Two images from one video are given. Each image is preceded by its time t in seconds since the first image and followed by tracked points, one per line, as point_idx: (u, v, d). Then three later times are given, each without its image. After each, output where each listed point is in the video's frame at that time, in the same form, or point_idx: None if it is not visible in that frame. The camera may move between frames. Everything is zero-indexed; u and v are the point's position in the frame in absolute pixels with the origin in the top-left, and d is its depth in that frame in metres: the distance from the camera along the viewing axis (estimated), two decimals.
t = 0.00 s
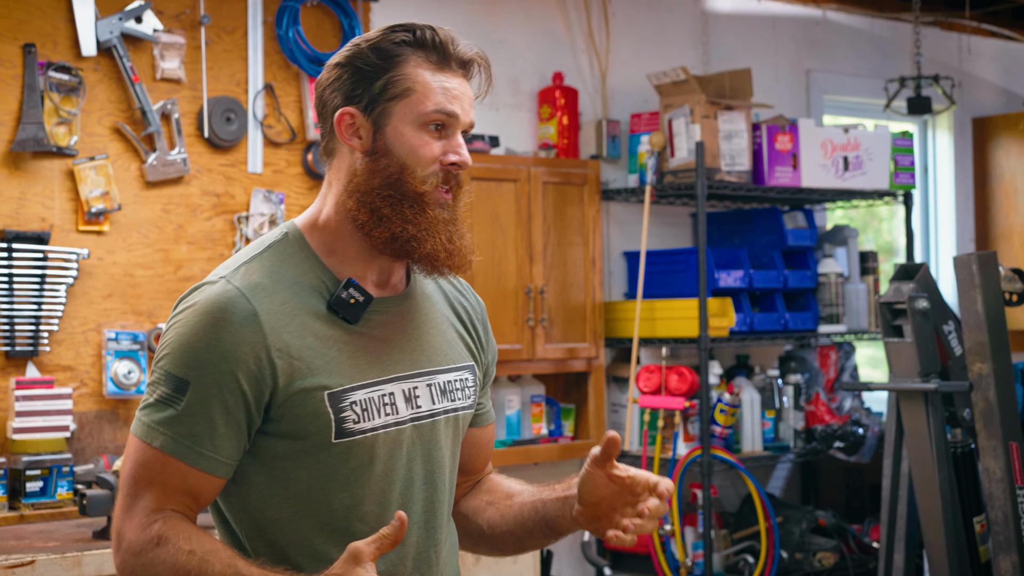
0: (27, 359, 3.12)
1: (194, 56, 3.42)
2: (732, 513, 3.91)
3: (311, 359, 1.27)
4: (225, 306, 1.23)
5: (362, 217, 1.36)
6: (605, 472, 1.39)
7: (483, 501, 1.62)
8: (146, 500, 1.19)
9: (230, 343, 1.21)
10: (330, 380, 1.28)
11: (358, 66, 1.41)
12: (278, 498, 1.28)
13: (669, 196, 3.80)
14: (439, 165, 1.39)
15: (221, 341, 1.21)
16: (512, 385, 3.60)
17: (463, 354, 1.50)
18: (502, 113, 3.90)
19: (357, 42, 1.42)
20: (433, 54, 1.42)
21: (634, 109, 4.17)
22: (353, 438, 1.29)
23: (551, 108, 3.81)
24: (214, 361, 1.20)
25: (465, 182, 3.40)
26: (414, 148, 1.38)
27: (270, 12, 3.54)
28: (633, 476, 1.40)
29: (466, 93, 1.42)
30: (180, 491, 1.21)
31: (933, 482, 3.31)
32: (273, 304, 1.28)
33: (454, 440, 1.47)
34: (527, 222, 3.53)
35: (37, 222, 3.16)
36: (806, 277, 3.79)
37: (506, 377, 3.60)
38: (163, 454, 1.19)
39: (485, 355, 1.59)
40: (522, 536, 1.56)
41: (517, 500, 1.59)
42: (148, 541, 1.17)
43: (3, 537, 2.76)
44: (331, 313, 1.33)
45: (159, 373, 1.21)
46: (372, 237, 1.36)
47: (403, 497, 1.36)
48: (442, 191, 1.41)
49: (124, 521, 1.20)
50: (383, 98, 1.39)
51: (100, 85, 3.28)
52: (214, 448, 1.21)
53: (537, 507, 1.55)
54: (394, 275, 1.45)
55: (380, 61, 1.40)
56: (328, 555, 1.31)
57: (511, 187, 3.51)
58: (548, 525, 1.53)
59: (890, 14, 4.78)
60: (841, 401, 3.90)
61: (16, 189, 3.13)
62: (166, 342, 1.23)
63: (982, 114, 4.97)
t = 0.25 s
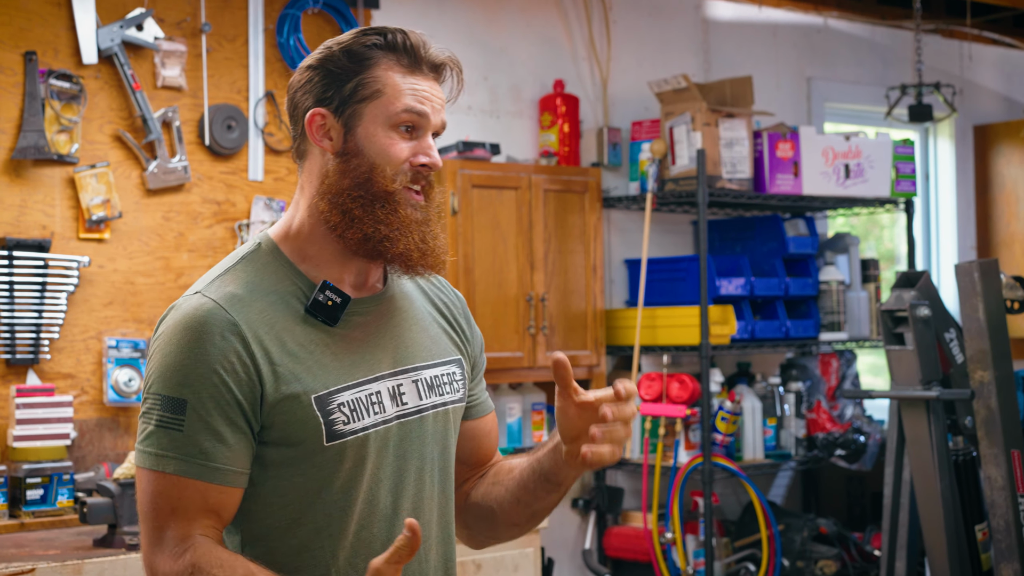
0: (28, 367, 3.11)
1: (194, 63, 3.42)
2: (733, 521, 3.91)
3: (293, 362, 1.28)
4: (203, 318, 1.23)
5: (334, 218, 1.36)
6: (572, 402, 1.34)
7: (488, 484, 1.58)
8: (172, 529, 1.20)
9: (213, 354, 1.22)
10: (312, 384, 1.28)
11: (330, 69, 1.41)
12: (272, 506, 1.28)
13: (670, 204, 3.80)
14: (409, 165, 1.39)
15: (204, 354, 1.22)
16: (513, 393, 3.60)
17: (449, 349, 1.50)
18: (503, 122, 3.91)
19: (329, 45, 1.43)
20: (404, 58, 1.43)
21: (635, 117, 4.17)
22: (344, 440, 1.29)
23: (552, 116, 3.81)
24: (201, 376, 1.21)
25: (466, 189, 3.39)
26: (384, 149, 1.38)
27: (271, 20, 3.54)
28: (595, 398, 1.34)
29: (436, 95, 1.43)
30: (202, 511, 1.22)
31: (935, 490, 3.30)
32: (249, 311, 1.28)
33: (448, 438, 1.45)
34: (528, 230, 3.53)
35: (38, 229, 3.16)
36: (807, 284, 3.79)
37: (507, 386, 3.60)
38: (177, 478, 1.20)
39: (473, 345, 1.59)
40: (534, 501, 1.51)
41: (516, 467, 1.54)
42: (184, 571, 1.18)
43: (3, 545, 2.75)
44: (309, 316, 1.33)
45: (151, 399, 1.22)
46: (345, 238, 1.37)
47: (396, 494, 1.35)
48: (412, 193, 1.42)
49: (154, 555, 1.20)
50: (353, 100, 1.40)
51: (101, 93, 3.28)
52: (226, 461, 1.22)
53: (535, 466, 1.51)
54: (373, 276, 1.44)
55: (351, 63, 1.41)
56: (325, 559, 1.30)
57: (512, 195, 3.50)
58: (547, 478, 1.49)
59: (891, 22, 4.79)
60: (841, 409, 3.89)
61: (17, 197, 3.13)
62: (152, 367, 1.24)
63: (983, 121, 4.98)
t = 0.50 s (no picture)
0: (28, 370, 3.11)
1: (194, 66, 3.42)
2: (733, 524, 3.90)
3: (283, 362, 1.30)
4: (202, 313, 1.22)
5: (313, 225, 1.38)
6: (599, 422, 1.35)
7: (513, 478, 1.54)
8: (237, 497, 1.10)
9: (220, 341, 1.21)
10: (300, 385, 1.30)
11: (309, 75, 1.41)
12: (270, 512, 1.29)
13: (670, 207, 3.80)
14: (389, 172, 1.40)
15: (213, 340, 1.20)
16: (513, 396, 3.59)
17: (437, 350, 1.51)
18: (504, 125, 3.91)
19: (309, 51, 1.43)
20: (383, 63, 1.43)
21: (636, 120, 4.17)
22: (334, 442, 1.31)
23: (553, 119, 3.81)
24: (216, 359, 1.19)
25: (466, 192, 3.39)
26: (363, 156, 1.38)
27: (271, 22, 3.54)
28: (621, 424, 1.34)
29: (416, 101, 1.43)
30: (254, 478, 1.13)
31: (935, 494, 3.30)
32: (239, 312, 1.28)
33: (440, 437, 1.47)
34: (528, 233, 3.53)
35: (38, 232, 3.16)
36: (807, 287, 3.78)
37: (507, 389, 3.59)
38: (220, 452, 1.13)
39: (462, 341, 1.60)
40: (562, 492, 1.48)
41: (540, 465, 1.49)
42: (260, 523, 1.06)
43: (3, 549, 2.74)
44: (295, 321, 1.34)
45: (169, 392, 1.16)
46: (323, 246, 1.39)
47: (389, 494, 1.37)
48: (391, 200, 1.43)
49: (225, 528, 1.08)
50: (332, 108, 1.40)
51: (101, 95, 3.28)
52: (261, 430, 1.17)
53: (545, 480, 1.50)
54: (355, 281, 1.46)
55: (330, 70, 1.40)
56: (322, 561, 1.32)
57: (512, 198, 3.50)
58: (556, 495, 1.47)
59: (891, 25, 4.79)
60: (842, 412, 3.88)
61: (17, 200, 3.13)
62: (156, 371, 1.19)
63: (984, 124, 4.97)
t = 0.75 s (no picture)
0: (28, 373, 3.11)
1: (194, 69, 3.42)
2: (733, 527, 3.90)
3: (306, 363, 1.32)
4: (230, 314, 1.24)
5: (328, 237, 1.38)
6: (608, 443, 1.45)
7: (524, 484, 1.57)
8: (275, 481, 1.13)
9: (250, 340, 1.23)
10: (317, 394, 1.32)
11: (326, 88, 1.42)
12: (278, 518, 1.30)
13: (670, 210, 3.81)
14: (403, 187, 1.41)
15: (243, 339, 1.22)
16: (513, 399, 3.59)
17: (437, 365, 1.54)
18: (504, 127, 3.91)
19: (326, 63, 1.43)
20: (400, 78, 1.44)
21: (636, 123, 4.17)
22: (343, 452, 1.34)
23: (553, 122, 3.81)
24: (248, 356, 1.21)
25: (467, 195, 3.39)
26: (379, 170, 1.40)
27: (271, 25, 3.54)
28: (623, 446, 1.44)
29: (431, 117, 1.44)
30: (291, 467, 1.15)
31: (935, 497, 3.30)
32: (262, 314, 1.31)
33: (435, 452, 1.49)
34: (528, 236, 3.53)
35: (38, 235, 3.16)
36: (807, 290, 3.79)
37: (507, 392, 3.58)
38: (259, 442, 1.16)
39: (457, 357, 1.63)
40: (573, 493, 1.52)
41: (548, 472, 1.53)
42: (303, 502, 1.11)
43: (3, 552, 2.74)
44: (313, 326, 1.36)
45: (203, 389, 1.18)
46: (338, 258, 1.39)
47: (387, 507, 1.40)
48: (405, 214, 1.44)
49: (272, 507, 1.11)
50: (349, 121, 1.40)
51: (102, 98, 3.28)
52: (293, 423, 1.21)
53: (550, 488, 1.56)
54: (363, 292, 1.46)
55: (347, 84, 1.41)
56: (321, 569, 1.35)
57: (512, 201, 3.50)
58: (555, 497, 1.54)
59: (891, 28, 4.79)
60: (842, 415, 3.85)
61: (17, 202, 3.13)
62: (187, 368, 1.20)
63: (984, 127, 4.98)
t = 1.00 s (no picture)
0: (28, 378, 3.11)
1: (195, 74, 3.42)
2: (733, 532, 3.90)
3: (316, 373, 1.32)
4: (243, 320, 1.25)
5: (333, 257, 1.38)
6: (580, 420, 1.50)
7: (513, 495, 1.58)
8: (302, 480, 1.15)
9: (265, 344, 1.24)
10: (324, 408, 1.32)
11: (329, 108, 1.42)
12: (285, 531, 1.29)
13: (670, 215, 3.81)
14: (407, 208, 1.41)
15: (259, 343, 1.23)
16: (514, 404, 3.59)
17: (433, 383, 1.54)
18: (504, 132, 3.91)
19: (330, 84, 1.43)
20: (404, 99, 1.44)
21: (636, 128, 4.17)
22: (348, 465, 1.35)
23: (553, 127, 3.82)
24: (264, 360, 1.22)
25: (467, 200, 3.39)
26: (384, 190, 1.40)
27: (271, 31, 3.54)
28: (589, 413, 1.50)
29: (434, 137, 1.45)
30: (311, 469, 1.16)
31: (935, 502, 3.30)
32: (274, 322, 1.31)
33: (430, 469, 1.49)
34: (528, 240, 3.53)
35: (39, 240, 3.16)
36: (808, 295, 3.78)
37: (507, 396, 3.59)
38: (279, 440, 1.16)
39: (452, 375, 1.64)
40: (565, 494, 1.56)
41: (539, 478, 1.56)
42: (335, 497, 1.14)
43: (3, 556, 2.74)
44: (320, 340, 1.36)
45: (220, 389, 1.18)
46: (343, 278, 1.39)
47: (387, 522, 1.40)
48: (409, 234, 1.44)
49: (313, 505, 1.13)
50: (354, 141, 1.40)
51: (102, 103, 3.28)
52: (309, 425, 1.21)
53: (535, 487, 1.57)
54: (363, 310, 1.47)
55: (351, 104, 1.41)
56: None
57: (512, 205, 3.50)
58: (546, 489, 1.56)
59: (891, 33, 4.80)
60: (843, 419, 3.85)
61: (17, 207, 3.13)
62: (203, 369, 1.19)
63: (984, 132, 4.98)
